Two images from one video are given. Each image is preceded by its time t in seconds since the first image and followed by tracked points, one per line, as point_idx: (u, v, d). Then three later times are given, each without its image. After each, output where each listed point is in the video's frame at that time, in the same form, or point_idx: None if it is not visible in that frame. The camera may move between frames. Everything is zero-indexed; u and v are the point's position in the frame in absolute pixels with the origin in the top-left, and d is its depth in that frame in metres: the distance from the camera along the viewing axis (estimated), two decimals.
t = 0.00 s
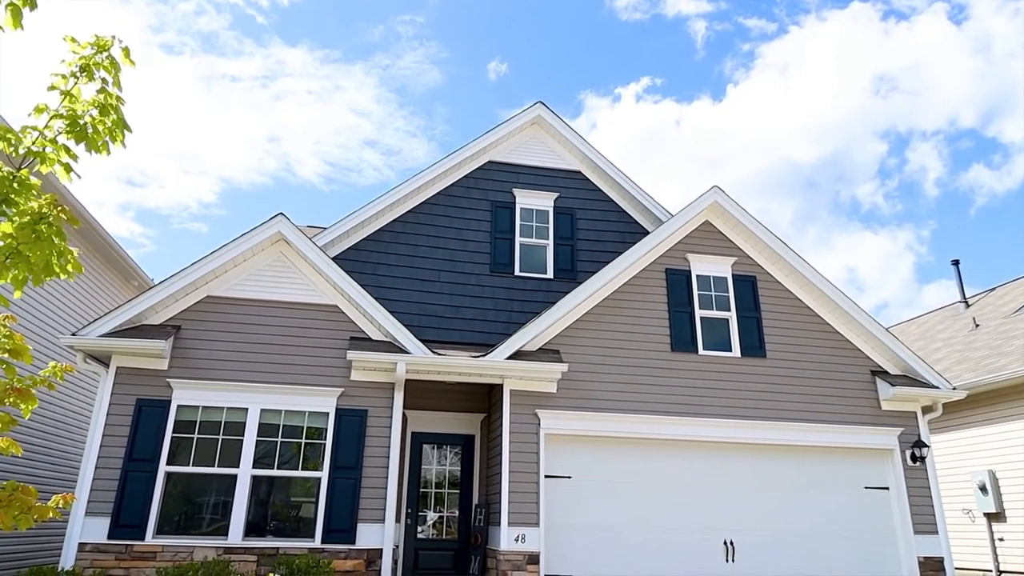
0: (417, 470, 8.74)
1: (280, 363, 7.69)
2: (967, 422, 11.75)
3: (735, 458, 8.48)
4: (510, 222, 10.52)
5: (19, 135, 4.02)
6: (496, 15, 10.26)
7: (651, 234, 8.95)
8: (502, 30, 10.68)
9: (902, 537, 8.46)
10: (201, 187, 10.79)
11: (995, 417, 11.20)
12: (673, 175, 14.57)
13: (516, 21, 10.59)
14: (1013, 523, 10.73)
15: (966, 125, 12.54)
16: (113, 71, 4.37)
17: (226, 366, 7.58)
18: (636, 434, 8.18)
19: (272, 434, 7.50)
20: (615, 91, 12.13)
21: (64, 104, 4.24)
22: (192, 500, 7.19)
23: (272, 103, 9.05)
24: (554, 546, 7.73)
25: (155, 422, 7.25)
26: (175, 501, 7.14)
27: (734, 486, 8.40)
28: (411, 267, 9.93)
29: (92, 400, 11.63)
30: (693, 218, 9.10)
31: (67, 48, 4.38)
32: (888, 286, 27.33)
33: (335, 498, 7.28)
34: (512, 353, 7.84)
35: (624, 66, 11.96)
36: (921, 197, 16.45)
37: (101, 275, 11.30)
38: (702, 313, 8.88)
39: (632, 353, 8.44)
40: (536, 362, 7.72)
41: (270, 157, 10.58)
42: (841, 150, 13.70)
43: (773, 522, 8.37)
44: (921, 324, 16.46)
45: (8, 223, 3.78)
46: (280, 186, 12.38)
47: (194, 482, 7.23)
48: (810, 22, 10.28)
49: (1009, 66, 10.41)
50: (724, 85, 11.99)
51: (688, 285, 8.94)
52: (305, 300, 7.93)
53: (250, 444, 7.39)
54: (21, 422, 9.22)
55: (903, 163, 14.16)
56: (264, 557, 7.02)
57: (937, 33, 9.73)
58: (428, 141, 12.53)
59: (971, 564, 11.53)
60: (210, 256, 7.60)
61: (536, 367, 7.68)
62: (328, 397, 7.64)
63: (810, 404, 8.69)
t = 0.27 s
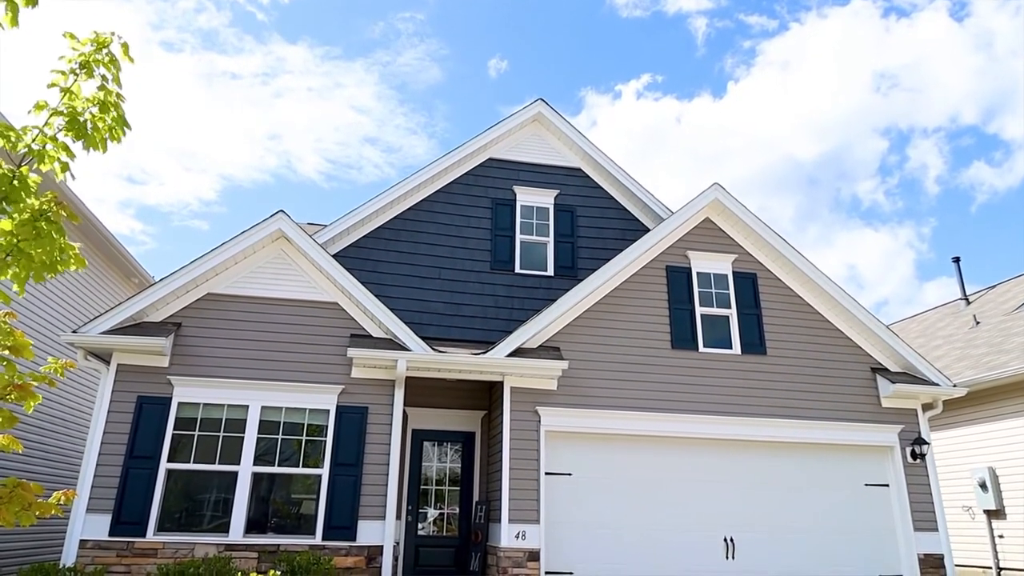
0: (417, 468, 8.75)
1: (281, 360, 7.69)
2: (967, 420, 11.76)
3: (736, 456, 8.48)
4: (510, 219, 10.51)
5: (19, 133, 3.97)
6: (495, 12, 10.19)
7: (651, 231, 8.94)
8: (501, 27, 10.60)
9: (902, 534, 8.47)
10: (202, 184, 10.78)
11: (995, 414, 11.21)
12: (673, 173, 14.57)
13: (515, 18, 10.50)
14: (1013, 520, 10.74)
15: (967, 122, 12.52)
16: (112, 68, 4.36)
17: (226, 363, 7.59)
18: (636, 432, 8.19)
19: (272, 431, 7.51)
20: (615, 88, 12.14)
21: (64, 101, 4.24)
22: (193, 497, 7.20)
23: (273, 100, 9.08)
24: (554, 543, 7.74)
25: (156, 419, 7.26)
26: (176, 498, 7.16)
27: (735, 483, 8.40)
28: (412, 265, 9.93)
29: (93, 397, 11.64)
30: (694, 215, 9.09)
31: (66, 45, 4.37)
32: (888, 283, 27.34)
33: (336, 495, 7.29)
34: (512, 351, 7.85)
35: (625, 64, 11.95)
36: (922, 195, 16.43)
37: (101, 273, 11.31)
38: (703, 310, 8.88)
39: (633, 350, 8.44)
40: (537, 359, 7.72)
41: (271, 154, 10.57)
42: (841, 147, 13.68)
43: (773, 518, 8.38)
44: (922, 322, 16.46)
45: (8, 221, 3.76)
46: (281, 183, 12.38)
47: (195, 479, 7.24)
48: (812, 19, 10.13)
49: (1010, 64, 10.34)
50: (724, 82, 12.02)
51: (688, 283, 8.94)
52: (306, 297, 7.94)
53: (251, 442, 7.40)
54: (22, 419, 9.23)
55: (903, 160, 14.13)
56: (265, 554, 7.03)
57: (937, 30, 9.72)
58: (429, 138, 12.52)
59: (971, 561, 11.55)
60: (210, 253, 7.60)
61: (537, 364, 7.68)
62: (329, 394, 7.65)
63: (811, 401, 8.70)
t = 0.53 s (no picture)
0: (418, 464, 8.76)
1: (281, 356, 7.70)
2: (967, 416, 11.77)
3: (736, 452, 8.50)
4: (511, 216, 10.51)
5: (19, 129, 3.96)
6: (497, 8, 10.24)
7: (652, 228, 8.93)
8: (503, 23, 10.63)
9: (902, 529, 8.49)
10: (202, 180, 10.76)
11: (995, 411, 11.22)
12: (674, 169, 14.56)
13: (516, 14, 10.51)
14: (1013, 516, 10.75)
15: (969, 118, 12.48)
16: (111, 63, 4.31)
17: (227, 359, 7.59)
18: (636, 428, 8.20)
19: (273, 427, 7.52)
20: (616, 84, 12.17)
21: (63, 97, 4.20)
22: (194, 493, 7.22)
23: (273, 96, 9.09)
24: (554, 539, 7.76)
25: (157, 415, 7.27)
26: (177, 494, 7.17)
27: (735, 479, 8.42)
28: (412, 261, 9.93)
29: (94, 394, 11.65)
30: (694, 212, 9.08)
31: (65, 39, 4.27)
32: (888, 279, 27.34)
33: (336, 491, 7.30)
34: (513, 347, 7.85)
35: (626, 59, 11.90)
36: (923, 191, 16.40)
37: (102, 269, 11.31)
38: (703, 306, 8.88)
39: (633, 346, 8.44)
40: (537, 355, 7.72)
41: (271, 150, 10.56)
42: (842, 143, 13.66)
43: (773, 514, 8.40)
44: (922, 318, 16.46)
45: (9, 217, 3.78)
46: (282, 179, 12.37)
47: (195, 475, 7.26)
48: (813, 14, 10.05)
49: (1011, 59, 10.27)
50: (726, 78, 12.00)
51: (689, 279, 8.94)
52: (306, 293, 7.94)
53: (251, 438, 7.41)
54: (24, 415, 9.24)
55: (905, 157, 14.08)
56: (267, 550, 7.05)
57: (939, 25, 9.65)
58: (429, 134, 12.50)
59: (971, 556, 11.57)
60: (211, 250, 7.59)
61: (538, 360, 7.69)
62: (330, 390, 7.65)
63: (811, 397, 8.71)
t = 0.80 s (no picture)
0: (418, 461, 8.77)
1: (282, 354, 7.70)
2: (967, 413, 11.78)
3: (736, 449, 8.50)
4: (511, 213, 10.51)
5: (19, 127, 3.95)
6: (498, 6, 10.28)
7: (652, 226, 8.93)
8: (504, 22, 10.64)
9: (901, 527, 8.50)
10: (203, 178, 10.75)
11: (996, 408, 11.22)
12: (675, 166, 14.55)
13: (517, 13, 10.51)
14: (1013, 513, 10.76)
15: (969, 115, 12.45)
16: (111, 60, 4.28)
17: (228, 357, 7.60)
18: (636, 425, 8.21)
19: (274, 425, 7.53)
20: (616, 82, 12.13)
21: (63, 94, 4.17)
22: (195, 490, 7.23)
23: (272, 94, 9.00)
24: (554, 537, 7.77)
25: (158, 413, 7.27)
26: (177, 491, 7.18)
27: (735, 477, 8.42)
28: (412, 259, 9.93)
29: (94, 391, 11.66)
30: (694, 209, 9.08)
31: (65, 35, 4.24)
32: (889, 277, 27.35)
33: (337, 488, 7.31)
34: (513, 345, 7.85)
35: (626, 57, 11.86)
36: (924, 188, 16.37)
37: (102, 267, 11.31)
38: (704, 304, 8.88)
39: (634, 344, 8.45)
40: (538, 353, 7.73)
41: (271, 148, 10.54)
42: (842, 140, 13.65)
43: (773, 511, 8.40)
44: (922, 316, 16.46)
45: (8, 214, 3.77)
46: (282, 177, 12.36)
47: (196, 473, 7.27)
48: (814, 11, 10.07)
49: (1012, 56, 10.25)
50: (726, 75, 12.00)
51: (689, 277, 8.93)
52: (307, 291, 7.94)
53: (252, 435, 7.41)
54: (25, 412, 9.26)
55: (905, 154, 14.04)
56: (267, 547, 7.06)
57: (941, 21, 9.61)
58: (430, 132, 12.49)
59: (971, 553, 11.59)
60: (211, 247, 7.59)
61: (538, 358, 7.69)
62: (330, 387, 7.66)
63: (811, 395, 8.71)
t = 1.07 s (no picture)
0: (419, 458, 8.78)
1: (283, 350, 7.71)
2: (967, 410, 11.78)
3: (736, 445, 8.51)
4: (512, 210, 10.50)
5: (18, 123, 3.95)
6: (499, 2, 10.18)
7: (653, 222, 8.93)
8: (504, 18, 10.56)
9: (902, 523, 8.51)
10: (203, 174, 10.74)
11: (995, 405, 11.23)
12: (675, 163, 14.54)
13: (517, 10, 10.45)
14: (1013, 509, 10.78)
15: (970, 112, 12.44)
16: (111, 58, 4.29)
17: (228, 354, 7.60)
18: (636, 421, 8.21)
19: (275, 421, 7.54)
20: (617, 78, 12.11)
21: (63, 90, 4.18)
22: (196, 487, 7.24)
23: (272, 90, 8.99)
24: (554, 533, 7.78)
25: (158, 409, 7.28)
26: (178, 488, 7.19)
27: (735, 473, 8.43)
28: (413, 255, 9.93)
29: (95, 388, 11.66)
30: (695, 206, 9.08)
31: (63, 32, 4.26)
32: (889, 274, 27.34)
33: (338, 484, 7.32)
34: (514, 341, 7.86)
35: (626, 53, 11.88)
36: (925, 185, 16.35)
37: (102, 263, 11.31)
38: (704, 300, 8.88)
39: (634, 340, 8.45)
40: (538, 349, 7.73)
41: (271, 145, 10.54)
42: (843, 136, 13.62)
43: (773, 507, 8.41)
44: (923, 312, 16.45)
45: (8, 211, 3.76)
46: (283, 174, 12.36)
47: (197, 469, 7.28)
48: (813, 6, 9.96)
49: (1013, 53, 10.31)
50: (727, 71, 11.98)
51: (690, 273, 8.93)
52: (308, 288, 7.95)
53: (253, 432, 7.42)
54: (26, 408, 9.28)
55: (906, 150, 14.01)
56: (269, 543, 7.08)
57: (942, 18, 9.61)
58: (430, 129, 12.49)
59: (971, 549, 11.61)
60: (212, 244, 7.59)
61: (538, 354, 7.70)
62: (331, 384, 7.66)
63: (811, 391, 8.71)
